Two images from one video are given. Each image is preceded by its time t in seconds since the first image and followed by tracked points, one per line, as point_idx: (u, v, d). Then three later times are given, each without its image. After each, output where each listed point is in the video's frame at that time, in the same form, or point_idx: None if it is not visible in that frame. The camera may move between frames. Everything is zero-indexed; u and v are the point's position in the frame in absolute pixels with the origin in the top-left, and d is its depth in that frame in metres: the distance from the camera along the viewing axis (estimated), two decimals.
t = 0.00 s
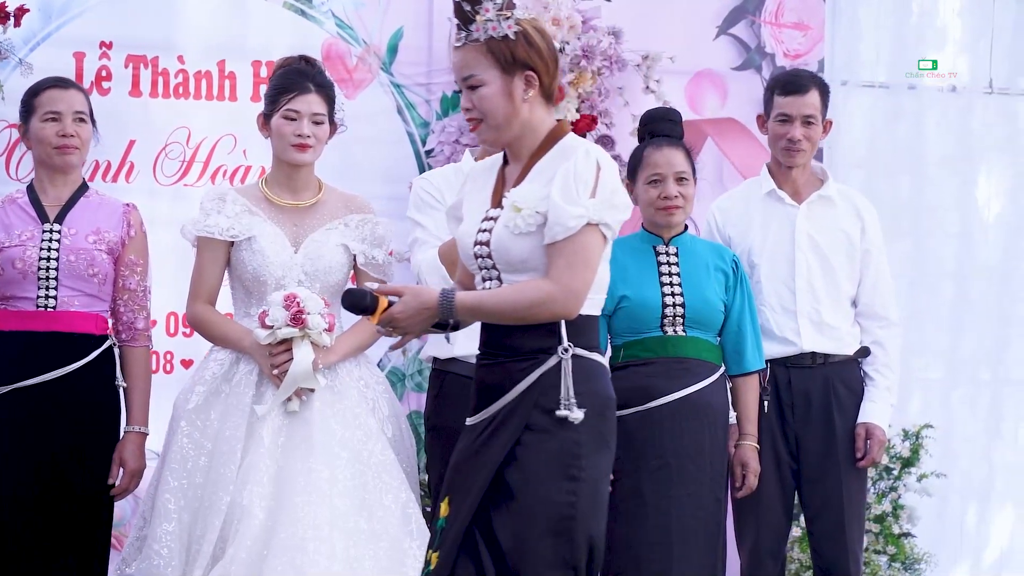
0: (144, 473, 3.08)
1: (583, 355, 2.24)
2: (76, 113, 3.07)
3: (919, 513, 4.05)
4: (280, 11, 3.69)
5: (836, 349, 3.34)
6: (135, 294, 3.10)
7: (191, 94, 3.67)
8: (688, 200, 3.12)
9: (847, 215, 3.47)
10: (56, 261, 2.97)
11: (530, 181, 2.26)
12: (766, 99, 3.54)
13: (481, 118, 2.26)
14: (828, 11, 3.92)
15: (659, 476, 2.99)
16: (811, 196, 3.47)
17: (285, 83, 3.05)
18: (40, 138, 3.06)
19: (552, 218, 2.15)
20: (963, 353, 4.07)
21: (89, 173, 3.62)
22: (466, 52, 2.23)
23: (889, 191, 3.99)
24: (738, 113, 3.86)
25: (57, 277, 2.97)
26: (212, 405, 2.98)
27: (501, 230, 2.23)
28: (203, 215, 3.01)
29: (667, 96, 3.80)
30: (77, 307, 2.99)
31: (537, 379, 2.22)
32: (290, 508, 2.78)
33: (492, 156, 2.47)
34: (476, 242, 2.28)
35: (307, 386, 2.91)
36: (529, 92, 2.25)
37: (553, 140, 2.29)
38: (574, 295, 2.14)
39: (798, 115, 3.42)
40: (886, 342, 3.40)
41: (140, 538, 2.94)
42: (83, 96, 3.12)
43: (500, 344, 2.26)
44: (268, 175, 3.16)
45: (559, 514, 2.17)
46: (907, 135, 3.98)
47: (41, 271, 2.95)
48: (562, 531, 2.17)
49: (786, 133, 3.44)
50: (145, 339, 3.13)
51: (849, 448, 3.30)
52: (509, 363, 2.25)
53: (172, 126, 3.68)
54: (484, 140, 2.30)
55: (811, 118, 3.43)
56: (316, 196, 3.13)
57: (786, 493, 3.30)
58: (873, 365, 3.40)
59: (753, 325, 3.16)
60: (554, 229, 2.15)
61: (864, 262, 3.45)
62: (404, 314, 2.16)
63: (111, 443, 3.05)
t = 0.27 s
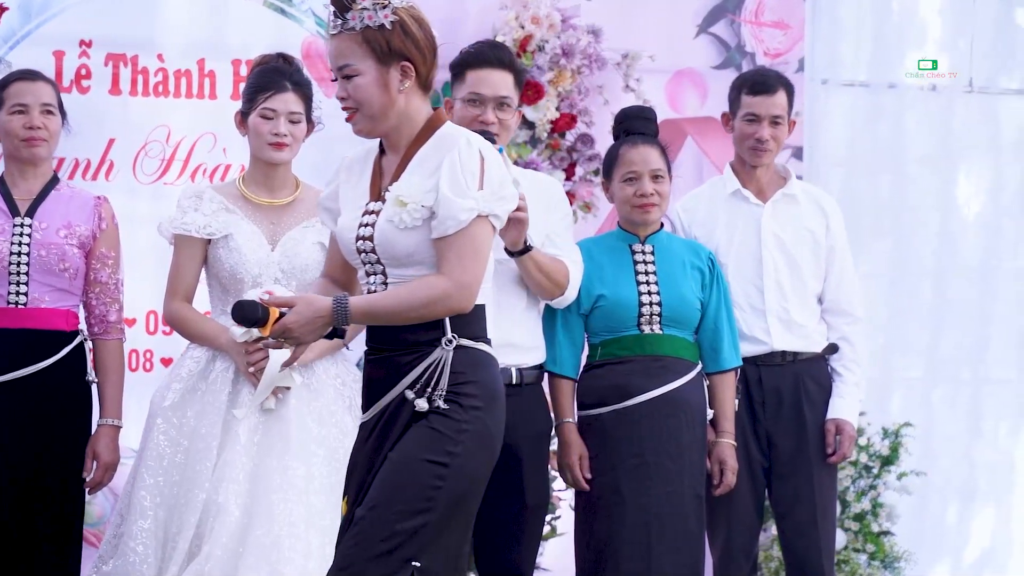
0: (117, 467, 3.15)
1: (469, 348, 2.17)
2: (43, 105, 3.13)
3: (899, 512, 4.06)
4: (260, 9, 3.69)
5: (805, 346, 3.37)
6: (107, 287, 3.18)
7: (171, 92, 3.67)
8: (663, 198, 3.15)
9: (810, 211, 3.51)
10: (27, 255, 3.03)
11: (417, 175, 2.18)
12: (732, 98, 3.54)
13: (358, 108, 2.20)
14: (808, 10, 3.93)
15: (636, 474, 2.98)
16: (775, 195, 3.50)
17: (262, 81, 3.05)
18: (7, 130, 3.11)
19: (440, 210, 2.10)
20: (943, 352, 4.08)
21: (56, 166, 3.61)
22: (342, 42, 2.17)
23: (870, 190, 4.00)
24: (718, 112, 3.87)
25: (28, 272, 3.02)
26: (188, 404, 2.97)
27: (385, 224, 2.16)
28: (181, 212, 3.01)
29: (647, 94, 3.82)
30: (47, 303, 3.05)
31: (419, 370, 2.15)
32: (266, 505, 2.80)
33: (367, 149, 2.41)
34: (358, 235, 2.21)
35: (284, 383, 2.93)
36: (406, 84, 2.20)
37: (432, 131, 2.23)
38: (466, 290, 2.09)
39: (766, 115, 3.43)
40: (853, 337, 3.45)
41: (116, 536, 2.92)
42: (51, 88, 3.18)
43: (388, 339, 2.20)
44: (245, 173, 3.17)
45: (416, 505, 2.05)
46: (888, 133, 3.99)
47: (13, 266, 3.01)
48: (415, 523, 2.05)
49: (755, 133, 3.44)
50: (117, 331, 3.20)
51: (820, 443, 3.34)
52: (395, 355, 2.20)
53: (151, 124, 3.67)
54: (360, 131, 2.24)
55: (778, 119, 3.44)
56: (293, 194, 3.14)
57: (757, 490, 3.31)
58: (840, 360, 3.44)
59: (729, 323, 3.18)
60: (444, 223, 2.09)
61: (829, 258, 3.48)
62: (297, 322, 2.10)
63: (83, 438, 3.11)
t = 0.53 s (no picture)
0: (98, 462, 3.15)
1: (347, 363, 2.16)
2: (25, 103, 3.17)
3: (884, 511, 4.08)
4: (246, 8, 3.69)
5: (788, 345, 3.39)
6: (92, 283, 3.19)
7: (158, 91, 3.67)
8: (647, 197, 3.17)
9: (790, 210, 3.52)
10: (12, 253, 3.05)
11: (283, 189, 2.16)
12: (710, 99, 3.58)
13: (228, 117, 2.17)
14: (794, 10, 3.94)
15: (621, 472, 2.99)
16: (751, 194, 3.52)
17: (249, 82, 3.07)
18: None
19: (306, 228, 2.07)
20: (928, 351, 4.10)
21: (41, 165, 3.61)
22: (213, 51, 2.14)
23: (857, 190, 4.01)
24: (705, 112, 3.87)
25: (14, 269, 3.05)
26: (174, 400, 3.00)
27: (253, 241, 2.13)
28: (167, 211, 3.06)
29: (633, 94, 3.82)
30: (33, 301, 3.07)
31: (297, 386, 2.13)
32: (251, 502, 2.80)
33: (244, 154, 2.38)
34: (227, 251, 2.18)
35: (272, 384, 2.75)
36: (276, 92, 2.17)
37: (302, 141, 2.21)
38: (337, 309, 2.07)
39: (745, 115, 3.46)
40: (835, 334, 3.47)
41: (99, 536, 2.93)
42: (32, 85, 3.20)
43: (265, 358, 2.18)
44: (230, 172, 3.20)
45: (296, 521, 2.02)
46: (874, 133, 4.00)
47: None
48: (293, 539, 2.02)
49: (735, 133, 3.47)
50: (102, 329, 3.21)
51: (808, 438, 3.35)
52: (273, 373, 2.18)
53: (137, 122, 3.67)
54: (231, 139, 2.21)
55: (758, 119, 3.48)
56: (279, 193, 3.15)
57: (740, 488, 3.34)
58: (822, 355, 3.48)
59: (714, 321, 3.20)
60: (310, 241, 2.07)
61: (808, 255, 3.51)
62: (159, 337, 2.04)
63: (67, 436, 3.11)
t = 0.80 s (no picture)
0: (90, 463, 3.17)
1: (265, 351, 2.13)
2: (14, 103, 3.19)
3: (873, 511, 4.07)
4: (236, 7, 3.69)
5: (782, 343, 3.40)
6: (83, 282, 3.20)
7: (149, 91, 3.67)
8: (636, 197, 3.17)
9: (785, 207, 3.54)
10: (3, 252, 3.06)
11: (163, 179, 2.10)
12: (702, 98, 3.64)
13: (113, 119, 2.10)
14: (785, 10, 3.95)
15: (605, 472, 3.00)
16: (744, 191, 3.55)
17: (240, 81, 3.06)
18: None
19: (169, 213, 2.01)
20: (918, 352, 4.10)
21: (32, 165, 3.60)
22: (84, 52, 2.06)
23: (847, 191, 4.02)
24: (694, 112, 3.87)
25: (5, 267, 3.05)
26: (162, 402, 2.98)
27: (144, 241, 2.08)
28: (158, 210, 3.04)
29: (623, 94, 3.83)
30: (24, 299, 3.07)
31: (217, 378, 2.09)
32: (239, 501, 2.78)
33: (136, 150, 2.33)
34: (127, 252, 2.14)
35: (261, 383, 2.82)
36: (155, 87, 2.10)
37: (185, 132, 2.13)
38: (195, 294, 1.99)
39: (736, 110, 3.52)
40: (830, 331, 3.47)
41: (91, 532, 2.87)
42: (22, 86, 3.23)
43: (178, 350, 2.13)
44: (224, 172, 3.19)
45: (234, 518, 2.02)
46: (864, 133, 4.00)
47: None
48: (229, 535, 2.01)
49: (725, 129, 3.53)
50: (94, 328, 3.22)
51: (798, 438, 3.35)
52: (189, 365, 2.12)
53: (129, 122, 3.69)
54: (119, 140, 2.15)
55: (748, 114, 3.53)
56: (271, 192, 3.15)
57: (733, 489, 3.35)
58: (819, 354, 3.47)
59: (702, 321, 3.21)
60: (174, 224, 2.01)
61: (804, 252, 3.51)
62: (15, 327, 2.06)
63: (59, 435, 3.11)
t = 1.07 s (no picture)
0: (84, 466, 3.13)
1: (188, 354, 2.21)
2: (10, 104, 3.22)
3: (869, 512, 4.08)
4: (232, 8, 3.69)
5: (789, 342, 3.42)
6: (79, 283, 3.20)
7: (144, 92, 3.66)
8: (630, 199, 3.18)
9: (794, 207, 3.57)
10: None
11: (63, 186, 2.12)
12: (710, 97, 3.65)
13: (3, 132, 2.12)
14: (779, 10, 3.95)
15: (597, 473, 3.01)
16: (755, 191, 3.58)
17: (237, 82, 3.06)
18: None
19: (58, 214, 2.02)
20: (914, 352, 4.11)
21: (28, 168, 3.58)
22: None
23: (843, 192, 4.02)
24: (689, 112, 3.89)
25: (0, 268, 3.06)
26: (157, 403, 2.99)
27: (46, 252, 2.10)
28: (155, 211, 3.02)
29: (618, 95, 3.83)
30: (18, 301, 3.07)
31: (143, 385, 2.15)
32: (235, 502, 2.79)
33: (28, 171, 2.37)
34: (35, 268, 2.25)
35: (254, 382, 2.92)
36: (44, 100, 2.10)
37: (78, 141, 2.16)
38: (80, 298, 1.99)
39: (745, 109, 3.52)
40: (838, 333, 3.51)
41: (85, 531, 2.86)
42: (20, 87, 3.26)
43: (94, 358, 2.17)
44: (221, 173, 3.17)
45: (173, 524, 2.11)
46: (860, 134, 4.01)
47: None
48: (167, 540, 2.10)
49: (735, 127, 3.53)
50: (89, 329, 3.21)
51: (801, 440, 3.38)
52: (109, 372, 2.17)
53: (125, 122, 3.67)
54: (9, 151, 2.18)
55: (757, 112, 3.53)
56: (267, 193, 3.14)
57: (736, 490, 3.38)
58: (826, 356, 3.50)
59: (696, 322, 3.22)
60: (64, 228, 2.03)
61: (813, 252, 3.54)
62: None
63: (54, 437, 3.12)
